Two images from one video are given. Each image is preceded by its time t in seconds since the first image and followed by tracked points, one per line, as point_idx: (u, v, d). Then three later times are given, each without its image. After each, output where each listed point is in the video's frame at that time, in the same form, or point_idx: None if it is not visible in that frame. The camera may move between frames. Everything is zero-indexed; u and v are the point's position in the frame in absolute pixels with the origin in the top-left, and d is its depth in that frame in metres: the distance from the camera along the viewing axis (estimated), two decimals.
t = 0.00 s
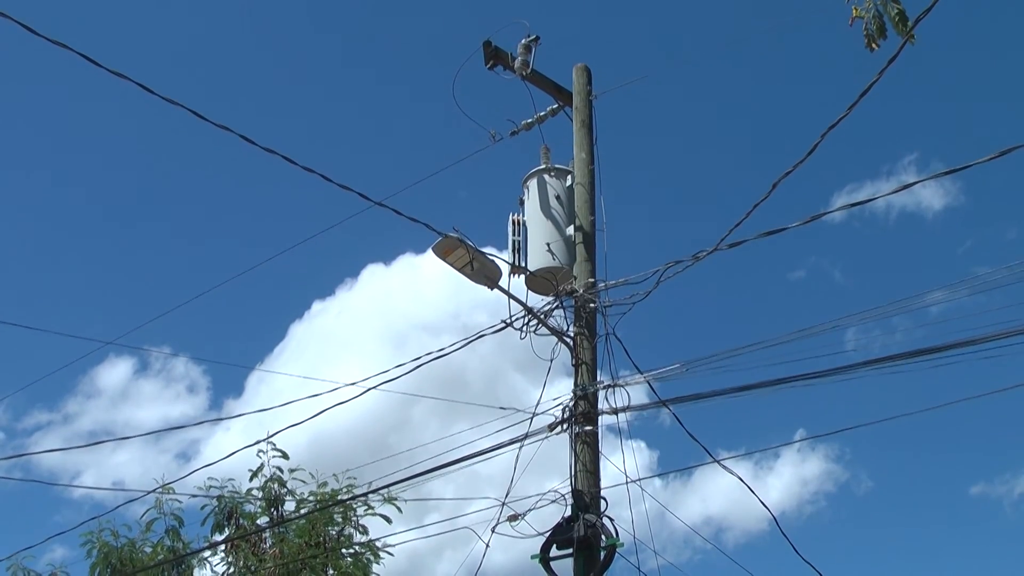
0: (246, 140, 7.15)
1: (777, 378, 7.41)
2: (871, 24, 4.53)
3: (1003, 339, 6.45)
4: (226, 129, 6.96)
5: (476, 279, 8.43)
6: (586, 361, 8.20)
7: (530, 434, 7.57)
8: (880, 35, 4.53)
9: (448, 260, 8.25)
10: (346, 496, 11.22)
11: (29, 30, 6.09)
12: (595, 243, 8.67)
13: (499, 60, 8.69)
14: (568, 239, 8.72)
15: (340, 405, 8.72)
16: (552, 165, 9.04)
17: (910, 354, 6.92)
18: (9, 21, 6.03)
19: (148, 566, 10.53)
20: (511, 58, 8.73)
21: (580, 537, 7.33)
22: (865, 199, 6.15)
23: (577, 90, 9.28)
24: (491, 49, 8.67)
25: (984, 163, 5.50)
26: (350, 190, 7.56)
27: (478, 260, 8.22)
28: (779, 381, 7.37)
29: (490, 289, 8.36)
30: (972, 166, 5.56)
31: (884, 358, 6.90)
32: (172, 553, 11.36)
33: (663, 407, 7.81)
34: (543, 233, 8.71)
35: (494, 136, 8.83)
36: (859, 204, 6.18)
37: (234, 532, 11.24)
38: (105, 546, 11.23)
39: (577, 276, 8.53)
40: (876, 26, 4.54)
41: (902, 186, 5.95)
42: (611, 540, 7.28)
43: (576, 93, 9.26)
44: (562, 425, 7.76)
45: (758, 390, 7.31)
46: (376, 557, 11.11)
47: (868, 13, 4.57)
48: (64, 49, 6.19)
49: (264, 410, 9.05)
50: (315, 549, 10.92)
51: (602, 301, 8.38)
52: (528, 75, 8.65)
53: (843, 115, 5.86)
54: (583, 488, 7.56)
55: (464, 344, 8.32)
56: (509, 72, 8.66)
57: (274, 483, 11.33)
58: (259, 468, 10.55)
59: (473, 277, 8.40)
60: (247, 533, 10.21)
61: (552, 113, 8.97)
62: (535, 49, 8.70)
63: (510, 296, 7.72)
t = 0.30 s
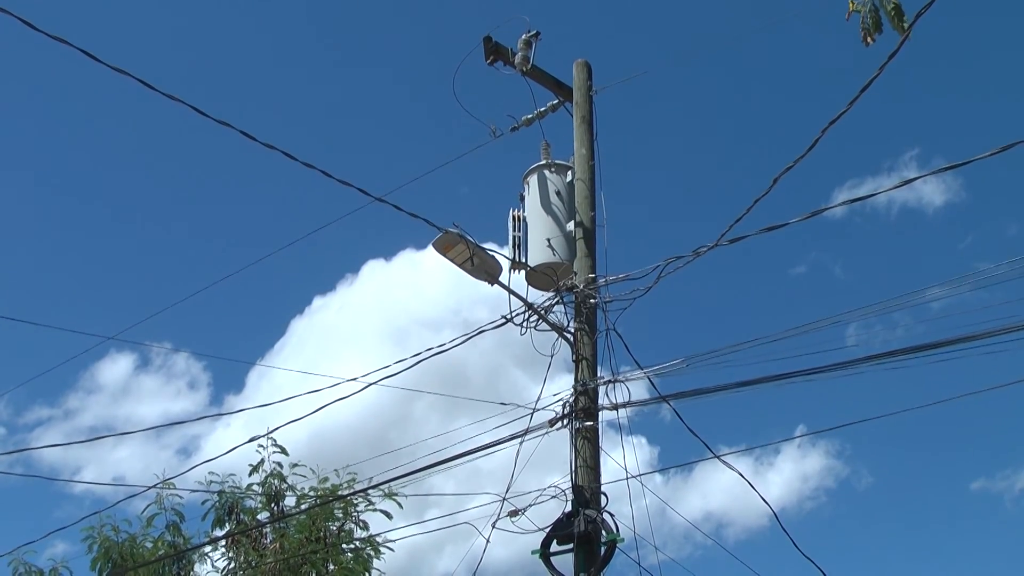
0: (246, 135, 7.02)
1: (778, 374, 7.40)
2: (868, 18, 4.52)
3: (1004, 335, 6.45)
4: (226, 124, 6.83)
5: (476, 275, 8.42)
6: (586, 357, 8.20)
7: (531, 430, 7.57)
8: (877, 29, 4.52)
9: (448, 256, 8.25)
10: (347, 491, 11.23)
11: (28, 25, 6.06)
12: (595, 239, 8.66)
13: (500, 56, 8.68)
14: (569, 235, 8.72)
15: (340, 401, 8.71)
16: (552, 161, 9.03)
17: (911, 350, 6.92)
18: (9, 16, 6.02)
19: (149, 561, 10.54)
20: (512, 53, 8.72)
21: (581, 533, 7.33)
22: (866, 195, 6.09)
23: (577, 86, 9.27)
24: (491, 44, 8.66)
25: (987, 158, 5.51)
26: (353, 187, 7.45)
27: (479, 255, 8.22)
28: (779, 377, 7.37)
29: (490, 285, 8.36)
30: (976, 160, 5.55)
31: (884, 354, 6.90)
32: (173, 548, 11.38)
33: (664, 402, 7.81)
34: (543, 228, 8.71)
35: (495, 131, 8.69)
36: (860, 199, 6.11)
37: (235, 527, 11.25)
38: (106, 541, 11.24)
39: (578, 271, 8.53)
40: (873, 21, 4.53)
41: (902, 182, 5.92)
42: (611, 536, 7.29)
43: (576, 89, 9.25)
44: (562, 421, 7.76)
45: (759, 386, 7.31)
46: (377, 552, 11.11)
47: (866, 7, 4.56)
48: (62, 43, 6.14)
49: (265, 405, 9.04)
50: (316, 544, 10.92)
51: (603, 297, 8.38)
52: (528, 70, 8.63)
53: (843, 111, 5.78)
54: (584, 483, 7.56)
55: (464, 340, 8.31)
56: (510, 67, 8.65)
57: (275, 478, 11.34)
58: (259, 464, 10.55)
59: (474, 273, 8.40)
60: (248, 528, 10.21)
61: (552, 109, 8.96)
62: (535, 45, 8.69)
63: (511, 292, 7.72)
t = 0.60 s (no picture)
0: (246, 130, 7.05)
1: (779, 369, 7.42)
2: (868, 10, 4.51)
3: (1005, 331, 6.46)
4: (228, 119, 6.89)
5: (478, 271, 8.43)
6: (588, 352, 8.21)
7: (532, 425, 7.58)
8: (877, 22, 4.52)
9: (450, 251, 8.25)
10: (349, 486, 11.25)
11: (29, 20, 6.05)
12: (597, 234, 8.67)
13: (502, 51, 8.67)
14: (571, 231, 8.72)
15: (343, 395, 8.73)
16: (554, 156, 9.03)
17: (913, 345, 6.92)
18: (10, 12, 6.01)
19: (152, 556, 10.57)
20: (514, 49, 8.72)
21: (583, 528, 7.35)
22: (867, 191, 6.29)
23: (579, 81, 9.27)
24: (493, 40, 8.66)
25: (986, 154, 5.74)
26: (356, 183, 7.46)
27: (481, 250, 8.22)
28: (782, 372, 7.38)
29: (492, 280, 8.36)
30: (977, 157, 5.78)
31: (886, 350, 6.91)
32: (176, 543, 11.41)
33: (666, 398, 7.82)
34: (545, 224, 8.71)
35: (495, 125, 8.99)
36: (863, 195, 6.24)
37: (238, 522, 11.28)
38: (109, 536, 11.27)
39: (580, 267, 8.53)
40: (872, 14, 4.53)
41: (905, 178, 6.01)
42: (613, 531, 7.30)
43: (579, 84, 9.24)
44: (564, 417, 7.76)
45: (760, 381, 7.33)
46: (379, 547, 11.13)
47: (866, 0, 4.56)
48: (65, 38, 6.14)
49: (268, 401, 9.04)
50: (318, 539, 10.94)
51: (605, 293, 8.38)
52: (530, 66, 8.63)
53: (847, 105, 6.06)
54: (586, 478, 7.57)
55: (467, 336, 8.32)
56: (512, 63, 8.65)
57: (277, 473, 11.36)
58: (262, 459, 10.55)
59: (476, 268, 8.40)
60: (250, 523, 10.22)
61: (554, 104, 8.95)
62: (537, 40, 8.69)
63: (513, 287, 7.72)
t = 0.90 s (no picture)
0: (250, 121, 6.88)
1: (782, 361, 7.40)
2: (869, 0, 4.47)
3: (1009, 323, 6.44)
4: (233, 112, 6.73)
5: (482, 263, 8.41)
6: (591, 344, 8.19)
7: (535, 417, 7.56)
8: (878, 11, 4.48)
9: (453, 243, 8.23)
10: (352, 477, 11.25)
11: (31, 11, 5.89)
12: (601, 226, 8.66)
13: (506, 43, 8.64)
14: (574, 223, 8.70)
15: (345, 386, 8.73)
16: (558, 148, 9.00)
17: (917, 338, 6.90)
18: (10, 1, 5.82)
19: (155, 546, 10.58)
20: (517, 41, 8.68)
21: (585, 520, 7.34)
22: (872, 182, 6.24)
23: (582, 73, 9.24)
24: (497, 31, 8.62)
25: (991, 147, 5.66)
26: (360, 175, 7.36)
27: (484, 242, 8.20)
28: (785, 364, 7.37)
29: (496, 272, 8.34)
30: (981, 150, 5.71)
31: (889, 342, 6.88)
32: (179, 534, 11.42)
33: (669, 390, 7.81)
34: (549, 216, 8.69)
35: (500, 119, 8.67)
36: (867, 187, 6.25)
37: (241, 512, 11.29)
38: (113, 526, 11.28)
39: (583, 259, 8.51)
40: (874, 3, 4.49)
41: (910, 170, 6.01)
42: (615, 523, 7.29)
43: (583, 75, 9.21)
44: (567, 408, 7.75)
45: (763, 374, 7.31)
46: (382, 538, 11.13)
47: None
48: (69, 29, 5.96)
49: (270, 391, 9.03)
50: (321, 531, 10.95)
51: (608, 285, 8.36)
52: (534, 57, 8.60)
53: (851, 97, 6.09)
54: (588, 470, 7.56)
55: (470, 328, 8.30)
56: (516, 55, 8.62)
57: (280, 464, 11.37)
58: (265, 450, 10.54)
59: (479, 260, 8.38)
60: (253, 514, 10.22)
61: (557, 96, 8.92)
62: (541, 32, 8.65)
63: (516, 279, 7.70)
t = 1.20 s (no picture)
0: (251, 111, 6.95)
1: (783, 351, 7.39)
2: None
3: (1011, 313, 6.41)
4: (232, 101, 6.82)
5: (483, 252, 8.38)
6: (593, 333, 8.17)
7: (536, 406, 7.55)
8: None
9: (454, 232, 8.21)
10: (354, 467, 11.26)
11: None
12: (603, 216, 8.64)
13: (507, 32, 8.60)
14: (576, 212, 8.68)
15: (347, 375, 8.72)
16: (559, 138, 8.97)
17: (918, 328, 6.88)
18: None
19: (158, 536, 10.58)
20: (519, 30, 8.64)
21: (587, 509, 7.33)
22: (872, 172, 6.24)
23: (584, 63, 9.20)
24: (498, 21, 8.59)
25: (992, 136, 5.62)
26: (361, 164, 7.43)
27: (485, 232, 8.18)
28: (787, 354, 7.35)
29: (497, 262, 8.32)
30: (981, 138, 5.66)
31: (890, 332, 6.86)
32: (181, 523, 11.43)
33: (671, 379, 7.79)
34: (551, 205, 8.66)
35: (500, 108, 8.82)
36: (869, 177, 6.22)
37: (243, 502, 11.29)
38: (115, 516, 11.29)
39: (585, 248, 8.49)
40: None
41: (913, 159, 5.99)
42: (617, 512, 7.29)
43: (585, 64, 9.17)
44: (568, 398, 7.74)
45: (764, 363, 7.30)
46: (384, 527, 11.14)
47: None
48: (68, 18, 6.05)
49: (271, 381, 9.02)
50: (323, 520, 10.95)
51: (610, 274, 8.34)
52: (535, 47, 8.56)
53: (853, 85, 6.03)
54: (590, 459, 7.55)
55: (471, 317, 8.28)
56: (517, 44, 8.58)
57: (282, 454, 11.37)
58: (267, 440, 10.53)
59: (481, 250, 8.36)
60: (255, 504, 10.22)
61: (559, 86, 8.89)
62: (542, 21, 8.61)
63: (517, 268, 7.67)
